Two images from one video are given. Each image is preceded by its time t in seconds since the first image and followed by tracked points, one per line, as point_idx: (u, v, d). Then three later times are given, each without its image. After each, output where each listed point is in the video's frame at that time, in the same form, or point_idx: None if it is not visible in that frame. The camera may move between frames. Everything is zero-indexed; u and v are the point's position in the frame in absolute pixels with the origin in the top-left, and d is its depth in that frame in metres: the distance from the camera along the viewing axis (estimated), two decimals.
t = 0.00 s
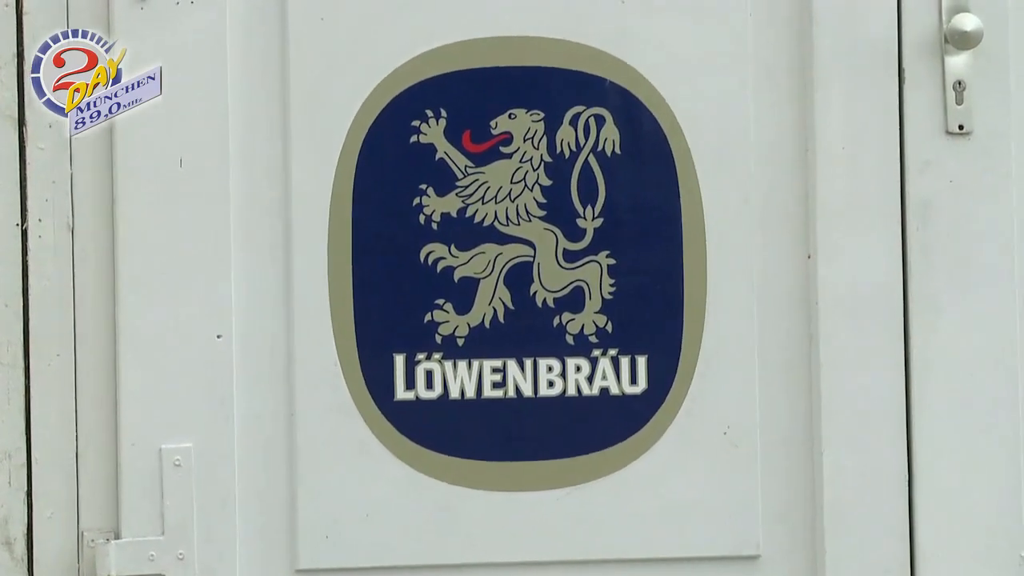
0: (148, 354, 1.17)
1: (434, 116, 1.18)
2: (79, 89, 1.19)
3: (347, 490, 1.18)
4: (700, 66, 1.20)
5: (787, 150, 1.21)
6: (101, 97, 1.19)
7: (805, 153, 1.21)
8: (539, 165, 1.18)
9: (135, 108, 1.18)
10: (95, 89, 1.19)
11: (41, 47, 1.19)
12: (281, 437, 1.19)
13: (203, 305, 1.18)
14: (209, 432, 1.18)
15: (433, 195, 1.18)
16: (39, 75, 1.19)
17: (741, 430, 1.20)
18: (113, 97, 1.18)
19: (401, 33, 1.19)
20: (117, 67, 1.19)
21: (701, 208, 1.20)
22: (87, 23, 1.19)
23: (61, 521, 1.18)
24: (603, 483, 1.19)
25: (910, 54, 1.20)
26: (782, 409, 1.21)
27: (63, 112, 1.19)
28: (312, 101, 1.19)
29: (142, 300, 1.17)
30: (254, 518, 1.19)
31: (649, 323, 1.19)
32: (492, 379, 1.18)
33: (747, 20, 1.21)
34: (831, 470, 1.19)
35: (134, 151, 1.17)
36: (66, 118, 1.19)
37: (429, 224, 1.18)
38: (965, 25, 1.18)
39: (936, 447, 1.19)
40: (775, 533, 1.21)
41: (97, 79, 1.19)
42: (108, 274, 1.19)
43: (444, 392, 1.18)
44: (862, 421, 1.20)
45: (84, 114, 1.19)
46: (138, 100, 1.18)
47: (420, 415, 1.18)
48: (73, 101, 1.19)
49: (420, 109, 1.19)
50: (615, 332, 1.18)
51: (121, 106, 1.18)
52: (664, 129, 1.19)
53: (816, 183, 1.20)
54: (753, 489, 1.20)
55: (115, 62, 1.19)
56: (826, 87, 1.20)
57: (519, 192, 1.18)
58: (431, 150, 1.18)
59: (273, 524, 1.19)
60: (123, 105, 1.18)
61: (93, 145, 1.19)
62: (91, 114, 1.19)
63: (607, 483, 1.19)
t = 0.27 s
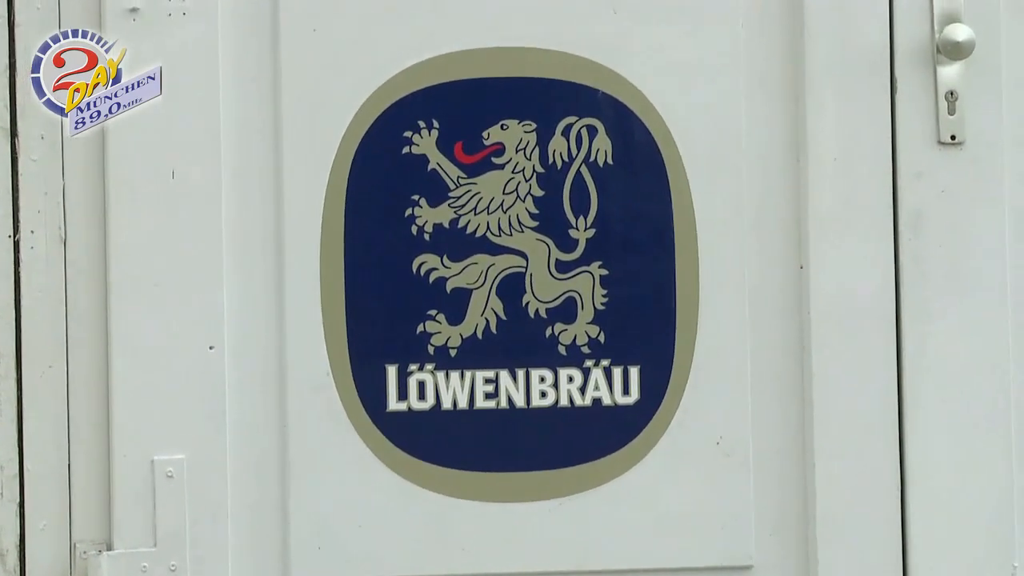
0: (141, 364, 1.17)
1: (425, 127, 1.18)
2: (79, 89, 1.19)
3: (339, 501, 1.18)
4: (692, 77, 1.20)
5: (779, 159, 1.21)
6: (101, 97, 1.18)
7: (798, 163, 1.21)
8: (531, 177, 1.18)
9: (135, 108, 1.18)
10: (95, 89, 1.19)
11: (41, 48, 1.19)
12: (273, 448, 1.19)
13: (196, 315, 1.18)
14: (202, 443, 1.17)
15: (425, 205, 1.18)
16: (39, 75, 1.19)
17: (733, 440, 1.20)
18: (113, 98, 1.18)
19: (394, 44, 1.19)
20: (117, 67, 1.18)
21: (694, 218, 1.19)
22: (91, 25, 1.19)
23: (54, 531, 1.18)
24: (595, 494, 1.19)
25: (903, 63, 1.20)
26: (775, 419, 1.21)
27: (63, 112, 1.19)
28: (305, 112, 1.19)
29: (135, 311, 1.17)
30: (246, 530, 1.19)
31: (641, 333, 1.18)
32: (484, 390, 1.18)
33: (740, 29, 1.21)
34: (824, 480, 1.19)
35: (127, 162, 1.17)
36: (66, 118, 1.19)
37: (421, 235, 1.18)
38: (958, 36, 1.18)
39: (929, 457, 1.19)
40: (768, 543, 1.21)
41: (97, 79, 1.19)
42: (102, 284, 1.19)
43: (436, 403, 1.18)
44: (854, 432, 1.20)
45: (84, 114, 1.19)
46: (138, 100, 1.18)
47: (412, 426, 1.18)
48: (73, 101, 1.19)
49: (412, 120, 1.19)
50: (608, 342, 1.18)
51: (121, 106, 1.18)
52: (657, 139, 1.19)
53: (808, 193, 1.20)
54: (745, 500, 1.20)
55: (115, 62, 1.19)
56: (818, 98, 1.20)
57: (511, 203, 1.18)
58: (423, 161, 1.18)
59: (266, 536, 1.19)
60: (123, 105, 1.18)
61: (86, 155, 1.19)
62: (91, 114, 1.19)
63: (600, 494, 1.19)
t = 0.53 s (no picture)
0: (136, 369, 1.17)
1: (420, 131, 1.18)
2: (78, 89, 1.19)
3: (334, 506, 1.18)
4: (686, 82, 1.20)
5: (774, 164, 1.21)
6: (101, 97, 1.18)
7: (792, 168, 1.21)
8: (526, 182, 1.18)
9: (135, 108, 1.18)
10: (95, 89, 1.18)
11: (41, 47, 1.19)
12: (268, 452, 1.19)
13: (191, 320, 1.18)
14: (197, 448, 1.17)
15: (420, 210, 1.18)
16: (39, 75, 1.19)
17: (728, 445, 1.20)
18: (113, 97, 1.18)
19: (388, 49, 1.19)
20: (117, 67, 1.18)
21: (688, 223, 1.20)
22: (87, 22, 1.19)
23: (50, 536, 1.18)
24: (590, 499, 1.19)
25: (897, 67, 1.20)
26: (770, 424, 1.21)
27: (63, 113, 1.19)
28: (299, 116, 1.19)
29: (129, 315, 1.17)
30: (241, 535, 1.19)
31: (636, 338, 1.19)
32: (478, 395, 1.18)
33: (735, 34, 1.21)
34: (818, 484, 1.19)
35: (122, 166, 1.17)
36: (65, 118, 1.19)
37: (415, 239, 1.18)
38: (951, 40, 1.17)
39: (923, 462, 1.19)
40: (763, 548, 1.21)
41: (96, 79, 1.19)
42: (97, 288, 1.18)
43: (431, 408, 1.18)
44: (849, 436, 1.20)
45: (84, 114, 1.19)
46: (138, 100, 1.18)
47: (406, 431, 1.18)
48: (73, 101, 1.19)
49: (407, 124, 1.19)
50: (602, 347, 1.18)
51: (121, 106, 1.18)
52: (651, 144, 1.19)
53: (803, 198, 1.20)
54: (739, 504, 1.20)
55: (115, 62, 1.19)
56: (813, 103, 1.20)
57: (505, 208, 1.18)
58: (418, 166, 1.18)
59: (261, 540, 1.19)
60: (123, 105, 1.18)
61: (81, 160, 1.19)
62: (91, 114, 1.19)
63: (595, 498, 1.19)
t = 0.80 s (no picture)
0: (177, 360, 1.29)
1: (435, 144, 1.30)
2: (78, 89, 1.30)
3: (357, 485, 1.30)
4: (680, 98, 1.31)
5: (759, 173, 1.33)
6: (101, 97, 1.30)
7: (776, 177, 1.32)
8: (532, 190, 1.29)
9: (135, 107, 1.29)
10: (95, 89, 1.30)
11: (41, 48, 1.30)
12: (297, 437, 1.31)
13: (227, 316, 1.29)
14: (232, 432, 1.29)
15: (435, 216, 1.30)
16: (39, 75, 1.30)
17: (716, 430, 1.31)
18: (113, 97, 1.29)
19: (406, 68, 1.29)
20: (117, 68, 1.30)
21: (681, 227, 1.31)
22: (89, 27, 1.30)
23: (99, 511, 1.30)
24: (591, 479, 1.30)
25: (872, 85, 1.31)
26: (755, 411, 1.33)
27: (63, 112, 1.30)
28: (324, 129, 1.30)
29: (171, 311, 1.28)
30: (274, 511, 1.31)
31: (632, 332, 1.30)
32: (489, 385, 1.30)
33: (724, 55, 1.32)
34: (799, 466, 1.31)
35: (163, 176, 1.29)
36: (65, 118, 1.30)
37: (431, 243, 1.30)
38: (921, 61, 1.30)
39: (893, 447, 1.31)
40: (748, 524, 1.33)
41: (96, 79, 1.30)
42: (140, 287, 1.30)
43: (446, 396, 1.30)
44: (827, 422, 1.31)
45: (83, 113, 1.30)
46: (138, 99, 1.29)
47: (424, 417, 1.30)
48: (73, 101, 1.30)
49: (423, 137, 1.30)
50: (602, 341, 1.30)
51: (121, 105, 1.29)
52: (647, 155, 1.30)
53: (786, 204, 1.31)
54: (727, 483, 1.31)
55: (115, 62, 1.30)
56: (795, 117, 1.31)
57: (513, 214, 1.29)
58: (433, 175, 1.30)
59: (291, 517, 1.31)
60: (123, 104, 1.29)
61: (126, 170, 1.30)
62: (91, 114, 1.30)
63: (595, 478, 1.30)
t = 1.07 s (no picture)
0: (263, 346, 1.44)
1: (492, 152, 1.45)
2: (79, 88, 1.45)
3: (424, 456, 1.45)
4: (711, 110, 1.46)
5: (783, 177, 1.47)
6: (101, 97, 1.45)
7: (797, 180, 1.47)
8: (580, 193, 1.45)
9: (134, 105, 1.45)
10: (95, 89, 1.45)
11: (43, 50, 1.45)
12: (369, 414, 1.46)
13: (307, 306, 1.45)
14: (312, 410, 1.45)
15: (493, 217, 1.45)
16: (41, 75, 1.45)
17: (745, 408, 1.47)
18: (113, 97, 1.45)
19: (467, 84, 1.45)
20: (116, 68, 1.45)
21: (712, 226, 1.46)
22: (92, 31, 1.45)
23: (193, 480, 1.46)
24: (633, 452, 1.46)
25: (884, 99, 1.46)
26: (780, 391, 1.48)
27: (64, 111, 1.45)
28: (393, 139, 1.45)
29: (258, 302, 1.44)
30: (349, 480, 1.46)
31: (670, 320, 1.45)
32: (542, 367, 1.45)
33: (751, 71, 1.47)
34: (818, 440, 1.46)
35: (251, 181, 1.44)
36: (66, 116, 1.45)
37: (490, 240, 1.45)
38: (928, 78, 1.44)
39: (903, 423, 1.47)
40: (773, 493, 1.48)
41: (97, 79, 1.45)
42: (229, 279, 1.45)
43: (503, 377, 1.45)
44: (843, 400, 1.46)
45: (83, 112, 1.45)
46: (136, 98, 1.45)
47: (484, 395, 1.45)
48: (73, 101, 1.45)
49: (482, 146, 1.45)
50: (642, 328, 1.45)
51: (121, 104, 1.44)
52: (682, 161, 1.46)
53: (806, 205, 1.46)
54: (754, 455, 1.47)
55: (114, 63, 1.45)
56: (814, 128, 1.46)
57: (563, 215, 1.45)
58: (491, 180, 1.45)
59: (364, 485, 1.47)
60: (122, 103, 1.44)
61: (216, 175, 1.45)
62: (91, 112, 1.45)
63: (636, 451, 1.46)
